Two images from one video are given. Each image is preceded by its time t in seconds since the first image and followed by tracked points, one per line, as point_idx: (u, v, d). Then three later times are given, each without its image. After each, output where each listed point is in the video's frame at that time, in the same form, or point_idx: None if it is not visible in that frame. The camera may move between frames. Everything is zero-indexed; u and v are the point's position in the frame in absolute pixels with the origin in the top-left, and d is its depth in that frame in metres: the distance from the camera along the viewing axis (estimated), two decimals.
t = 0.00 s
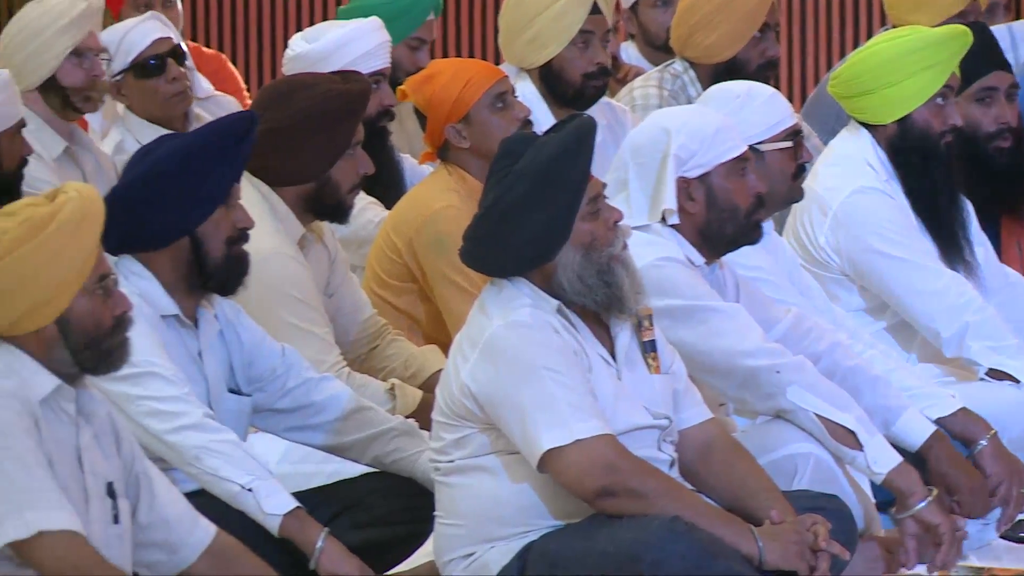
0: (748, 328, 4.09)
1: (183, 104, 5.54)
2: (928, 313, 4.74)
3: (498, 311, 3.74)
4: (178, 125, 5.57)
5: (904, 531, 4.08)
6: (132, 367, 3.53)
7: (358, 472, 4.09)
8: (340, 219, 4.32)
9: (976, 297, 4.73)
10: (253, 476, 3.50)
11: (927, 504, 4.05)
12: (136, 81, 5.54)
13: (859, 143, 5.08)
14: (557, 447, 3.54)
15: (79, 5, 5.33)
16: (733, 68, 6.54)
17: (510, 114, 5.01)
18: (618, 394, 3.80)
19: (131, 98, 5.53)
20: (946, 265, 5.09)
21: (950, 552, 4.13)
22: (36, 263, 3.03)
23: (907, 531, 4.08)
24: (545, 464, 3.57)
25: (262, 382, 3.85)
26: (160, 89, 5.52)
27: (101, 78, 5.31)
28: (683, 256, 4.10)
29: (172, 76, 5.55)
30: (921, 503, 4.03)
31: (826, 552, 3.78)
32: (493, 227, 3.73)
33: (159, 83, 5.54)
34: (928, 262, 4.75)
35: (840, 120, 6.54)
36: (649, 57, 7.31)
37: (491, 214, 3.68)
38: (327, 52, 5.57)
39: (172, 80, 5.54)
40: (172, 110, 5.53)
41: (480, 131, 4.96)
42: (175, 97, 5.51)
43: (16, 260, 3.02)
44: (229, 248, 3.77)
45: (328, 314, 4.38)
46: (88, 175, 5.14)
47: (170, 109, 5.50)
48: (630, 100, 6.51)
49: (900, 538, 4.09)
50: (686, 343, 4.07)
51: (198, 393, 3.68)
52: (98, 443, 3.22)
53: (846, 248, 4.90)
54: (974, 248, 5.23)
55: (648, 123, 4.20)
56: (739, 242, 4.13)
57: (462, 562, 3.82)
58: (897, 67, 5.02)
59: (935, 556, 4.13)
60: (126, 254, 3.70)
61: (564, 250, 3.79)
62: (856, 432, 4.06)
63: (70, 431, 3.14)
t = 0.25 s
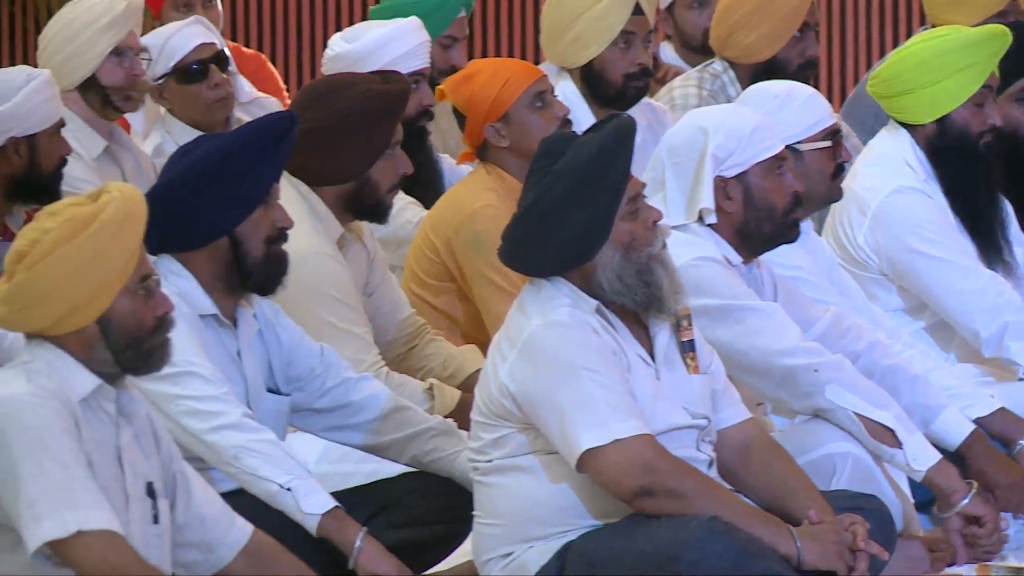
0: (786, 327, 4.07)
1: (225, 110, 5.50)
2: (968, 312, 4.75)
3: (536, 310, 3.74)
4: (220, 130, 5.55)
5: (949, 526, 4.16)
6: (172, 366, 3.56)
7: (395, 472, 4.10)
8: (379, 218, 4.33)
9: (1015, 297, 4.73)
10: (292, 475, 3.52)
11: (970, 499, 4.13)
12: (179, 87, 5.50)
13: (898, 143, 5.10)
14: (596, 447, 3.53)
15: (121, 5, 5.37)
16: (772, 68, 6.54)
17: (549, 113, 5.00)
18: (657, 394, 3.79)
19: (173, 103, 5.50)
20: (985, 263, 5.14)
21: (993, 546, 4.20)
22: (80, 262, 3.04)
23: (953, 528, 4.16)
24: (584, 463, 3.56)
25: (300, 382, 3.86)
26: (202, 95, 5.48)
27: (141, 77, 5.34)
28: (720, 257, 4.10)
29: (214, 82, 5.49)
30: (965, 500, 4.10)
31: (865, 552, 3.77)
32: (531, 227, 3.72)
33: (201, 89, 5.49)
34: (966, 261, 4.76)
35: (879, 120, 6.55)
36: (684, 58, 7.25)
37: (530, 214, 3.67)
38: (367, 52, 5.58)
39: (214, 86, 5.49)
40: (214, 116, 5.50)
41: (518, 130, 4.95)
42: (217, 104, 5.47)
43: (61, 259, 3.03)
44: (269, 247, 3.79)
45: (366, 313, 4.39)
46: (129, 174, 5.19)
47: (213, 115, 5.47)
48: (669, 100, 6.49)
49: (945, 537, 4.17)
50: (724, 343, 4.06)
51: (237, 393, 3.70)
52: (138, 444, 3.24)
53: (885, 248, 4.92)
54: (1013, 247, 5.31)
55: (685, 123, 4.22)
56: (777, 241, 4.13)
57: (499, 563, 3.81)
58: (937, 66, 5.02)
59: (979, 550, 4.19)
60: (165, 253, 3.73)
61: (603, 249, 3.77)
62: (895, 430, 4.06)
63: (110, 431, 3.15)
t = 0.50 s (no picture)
0: (823, 327, 4.05)
1: (263, 106, 5.43)
2: (1004, 312, 4.75)
3: (572, 310, 3.74)
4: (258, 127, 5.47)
5: (989, 526, 4.18)
6: (207, 365, 3.60)
7: (431, 471, 4.10)
8: (415, 218, 4.34)
9: None
10: (328, 475, 3.55)
11: (1009, 499, 4.12)
12: (217, 83, 5.44)
13: (934, 143, 5.11)
14: (632, 447, 3.53)
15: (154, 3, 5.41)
16: (810, 67, 6.52)
17: (586, 112, 4.99)
18: (692, 394, 3.78)
19: (211, 100, 5.44)
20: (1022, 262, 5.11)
21: None
22: (109, 262, 3.06)
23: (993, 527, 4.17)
24: (619, 463, 3.56)
25: (336, 381, 3.88)
26: (240, 91, 5.42)
27: (175, 75, 5.36)
28: (757, 257, 4.08)
29: (252, 78, 5.43)
30: (1004, 500, 4.09)
31: (901, 552, 3.76)
32: (566, 227, 3.71)
33: (240, 85, 5.43)
34: (1002, 261, 4.77)
35: (916, 121, 6.64)
36: (720, 57, 7.19)
37: (565, 214, 3.66)
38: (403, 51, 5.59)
39: (252, 82, 5.43)
40: (252, 113, 5.43)
41: (556, 129, 4.95)
42: (255, 100, 5.41)
43: (89, 260, 3.05)
44: (306, 247, 3.81)
45: (403, 312, 4.40)
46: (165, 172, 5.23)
47: (250, 112, 5.40)
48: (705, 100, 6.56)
49: (983, 537, 4.27)
50: (761, 343, 4.03)
51: (273, 392, 3.72)
52: (172, 443, 3.28)
53: (921, 248, 4.93)
54: None
55: (723, 122, 4.20)
56: (814, 242, 4.11)
57: (535, 562, 3.82)
58: (970, 68, 5.04)
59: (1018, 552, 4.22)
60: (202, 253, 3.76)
61: (639, 249, 3.77)
62: (933, 430, 4.05)
63: (145, 430, 3.20)
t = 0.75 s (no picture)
0: (861, 326, 4.04)
1: (308, 95, 5.58)
2: None
3: (610, 310, 3.74)
4: (302, 116, 5.62)
5: None
6: (243, 364, 3.65)
7: (469, 471, 4.10)
8: (453, 218, 4.35)
9: None
10: (365, 474, 3.59)
11: None
12: (261, 72, 5.59)
13: (972, 143, 5.16)
14: (670, 447, 3.53)
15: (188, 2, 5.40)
16: (848, 68, 6.51)
17: (624, 111, 4.99)
18: (730, 394, 3.77)
19: (256, 89, 5.59)
20: None
21: None
22: (130, 260, 3.14)
23: None
24: (657, 464, 3.55)
25: (374, 381, 3.89)
26: (285, 80, 5.58)
27: (210, 74, 5.37)
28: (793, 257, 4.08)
29: (297, 68, 5.59)
30: None
31: (939, 552, 3.75)
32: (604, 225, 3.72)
33: (284, 74, 5.59)
34: None
35: (955, 120, 6.64)
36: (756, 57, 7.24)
37: (603, 212, 3.68)
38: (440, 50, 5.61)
39: (297, 71, 5.59)
40: (297, 102, 5.59)
41: (593, 127, 4.95)
42: (300, 89, 5.56)
43: (110, 259, 3.13)
44: (343, 247, 3.82)
45: (440, 311, 4.42)
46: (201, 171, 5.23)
47: (295, 100, 5.55)
48: (743, 100, 6.52)
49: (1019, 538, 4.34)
50: (799, 343, 4.03)
51: (310, 391, 3.76)
52: (207, 442, 3.32)
53: (959, 248, 4.97)
54: None
55: (761, 122, 4.22)
56: (852, 242, 4.12)
57: (574, 562, 3.83)
58: (1007, 69, 5.16)
59: None
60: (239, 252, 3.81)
61: (677, 248, 3.77)
62: (971, 430, 4.04)
63: (179, 429, 3.25)
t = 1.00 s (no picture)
0: (897, 327, 4.10)
1: (357, 85, 5.68)
2: None
3: (646, 308, 3.73)
4: (351, 106, 5.73)
5: None
6: (280, 364, 3.68)
7: (504, 470, 4.11)
8: (489, 217, 4.36)
9: None
10: (400, 473, 3.62)
11: None
12: (313, 62, 5.70)
13: (1009, 144, 5.35)
14: (707, 445, 3.52)
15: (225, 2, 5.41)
16: (882, 67, 6.64)
17: (662, 110, 4.98)
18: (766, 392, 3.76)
19: (307, 79, 5.70)
20: None
21: None
22: (149, 258, 3.21)
23: None
24: (694, 463, 3.55)
25: (409, 381, 3.91)
26: (336, 70, 5.68)
27: (247, 73, 5.41)
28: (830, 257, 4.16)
29: (349, 57, 5.69)
30: None
31: (974, 552, 3.75)
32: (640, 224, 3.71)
33: (335, 64, 5.69)
34: None
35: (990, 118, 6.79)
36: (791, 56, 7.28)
37: (639, 211, 3.66)
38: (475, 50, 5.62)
39: (348, 61, 5.68)
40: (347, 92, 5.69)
41: (631, 126, 4.95)
42: (350, 79, 5.66)
43: (129, 257, 3.20)
44: (379, 248, 3.84)
45: (476, 311, 4.43)
46: (238, 170, 5.26)
47: (346, 90, 5.65)
48: (779, 100, 6.62)
49: None
50: (835, 343, 4.08)
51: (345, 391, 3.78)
52: (240, 438, 3.36)
53: (995, 247, 5.13)
54: None
55: (797, 122, 4.31)
56: (888, 242, 4.18)
57: (609, 561, 3.83)
58: None
59: None
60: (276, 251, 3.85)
61: (714, 247, 3.75)
62: (1006, 429, 4.12)
63: (211, 426, 3.29)
